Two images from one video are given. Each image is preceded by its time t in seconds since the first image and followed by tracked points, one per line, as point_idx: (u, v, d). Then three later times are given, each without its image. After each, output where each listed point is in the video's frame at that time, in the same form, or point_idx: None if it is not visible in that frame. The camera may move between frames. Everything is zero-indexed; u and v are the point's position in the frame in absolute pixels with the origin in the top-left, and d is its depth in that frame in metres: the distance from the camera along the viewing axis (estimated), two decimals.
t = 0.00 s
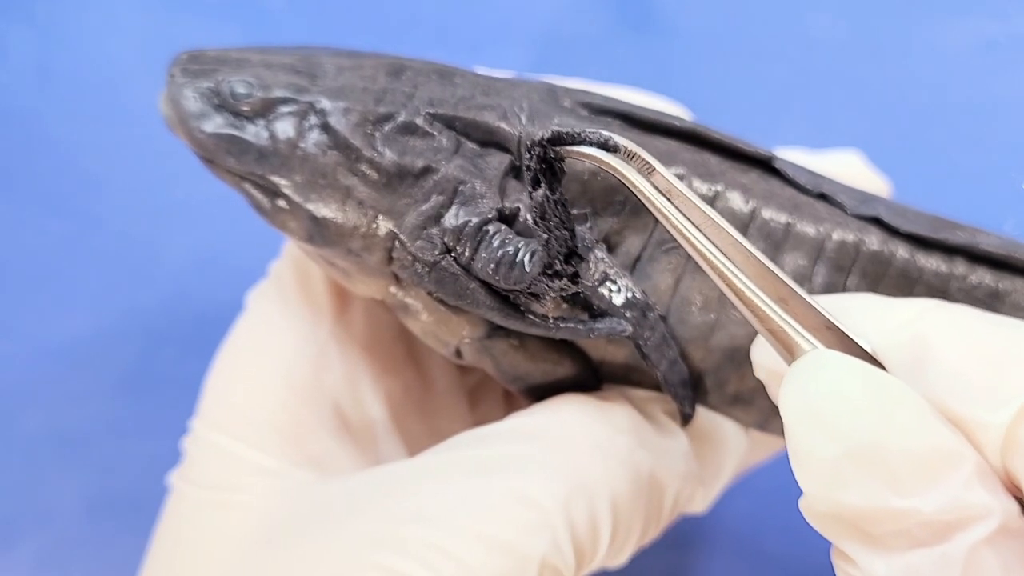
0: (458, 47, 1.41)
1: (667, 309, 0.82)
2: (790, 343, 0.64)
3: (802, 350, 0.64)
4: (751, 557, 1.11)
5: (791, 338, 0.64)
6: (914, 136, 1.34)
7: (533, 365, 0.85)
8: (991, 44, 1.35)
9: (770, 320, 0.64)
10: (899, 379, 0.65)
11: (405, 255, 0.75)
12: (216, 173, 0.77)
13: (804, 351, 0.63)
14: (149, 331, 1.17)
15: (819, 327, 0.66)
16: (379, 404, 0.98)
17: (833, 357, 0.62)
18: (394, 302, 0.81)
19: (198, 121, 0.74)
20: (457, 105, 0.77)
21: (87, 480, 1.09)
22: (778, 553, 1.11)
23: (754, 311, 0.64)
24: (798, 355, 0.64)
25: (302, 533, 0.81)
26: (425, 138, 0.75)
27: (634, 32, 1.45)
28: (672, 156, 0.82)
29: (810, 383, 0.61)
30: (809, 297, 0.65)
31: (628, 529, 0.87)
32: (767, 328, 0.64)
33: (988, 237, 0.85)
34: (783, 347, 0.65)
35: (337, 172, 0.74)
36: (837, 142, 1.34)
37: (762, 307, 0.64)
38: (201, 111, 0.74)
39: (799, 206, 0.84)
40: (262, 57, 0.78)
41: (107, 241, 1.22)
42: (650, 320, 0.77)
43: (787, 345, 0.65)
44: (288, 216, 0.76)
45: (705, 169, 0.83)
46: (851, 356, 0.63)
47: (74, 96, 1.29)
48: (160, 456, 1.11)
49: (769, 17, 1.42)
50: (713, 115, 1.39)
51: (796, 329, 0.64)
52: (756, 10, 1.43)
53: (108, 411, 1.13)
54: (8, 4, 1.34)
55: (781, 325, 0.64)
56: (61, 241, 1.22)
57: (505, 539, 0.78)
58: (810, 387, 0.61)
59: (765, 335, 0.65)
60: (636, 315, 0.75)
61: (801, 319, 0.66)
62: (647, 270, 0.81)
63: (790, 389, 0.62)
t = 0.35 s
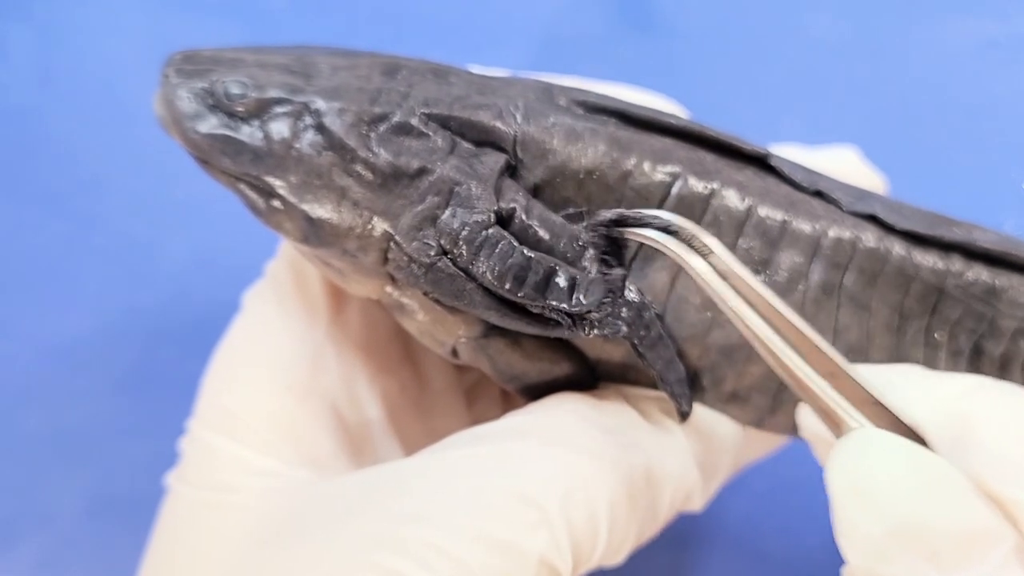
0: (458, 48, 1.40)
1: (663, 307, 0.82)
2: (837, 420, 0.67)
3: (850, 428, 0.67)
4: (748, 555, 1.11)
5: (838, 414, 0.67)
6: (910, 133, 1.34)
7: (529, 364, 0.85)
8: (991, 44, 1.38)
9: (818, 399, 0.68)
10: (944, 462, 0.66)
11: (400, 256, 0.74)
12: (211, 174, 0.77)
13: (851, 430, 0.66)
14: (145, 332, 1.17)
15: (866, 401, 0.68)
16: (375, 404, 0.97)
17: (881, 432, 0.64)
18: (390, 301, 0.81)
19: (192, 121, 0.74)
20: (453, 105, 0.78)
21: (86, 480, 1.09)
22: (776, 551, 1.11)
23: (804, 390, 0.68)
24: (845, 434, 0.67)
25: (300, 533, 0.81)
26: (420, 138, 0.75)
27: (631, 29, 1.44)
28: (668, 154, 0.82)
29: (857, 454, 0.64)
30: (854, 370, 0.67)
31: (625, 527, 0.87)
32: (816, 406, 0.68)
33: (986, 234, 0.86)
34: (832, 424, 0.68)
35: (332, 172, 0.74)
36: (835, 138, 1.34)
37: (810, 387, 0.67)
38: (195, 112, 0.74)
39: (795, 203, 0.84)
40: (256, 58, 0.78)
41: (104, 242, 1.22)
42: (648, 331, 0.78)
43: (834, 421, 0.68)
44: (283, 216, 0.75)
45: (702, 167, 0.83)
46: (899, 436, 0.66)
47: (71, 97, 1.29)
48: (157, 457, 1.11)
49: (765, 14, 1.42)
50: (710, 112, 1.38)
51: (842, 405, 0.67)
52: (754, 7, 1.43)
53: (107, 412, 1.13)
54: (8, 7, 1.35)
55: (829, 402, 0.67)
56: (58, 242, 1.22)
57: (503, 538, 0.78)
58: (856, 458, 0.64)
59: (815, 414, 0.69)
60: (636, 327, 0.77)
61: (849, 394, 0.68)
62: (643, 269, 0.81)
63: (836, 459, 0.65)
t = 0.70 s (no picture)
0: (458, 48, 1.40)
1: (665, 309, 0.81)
2: (883, 500, 0.71)
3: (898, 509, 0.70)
4: (751, 556, 1.11)
5: (884, 496, 0.71)
6: (913, 132, 1.34)
7: (531, 365, 0.84)
8: (994, 42, 1.37)
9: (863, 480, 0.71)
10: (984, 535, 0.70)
11: (401, 257, 0.74)
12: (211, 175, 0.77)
13: (897, 511, 0.70)
14: (147, 332, 1.17)
15: (919, 472, 0.74)
16: (376, 405, 0.97)
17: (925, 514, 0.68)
18: (391, 302, 0.81)
19: (192, 122, 0.73)
20: (453, 105, 0.77)
21: (87, 480, 1.09)
22: (779, 552, 1.11)
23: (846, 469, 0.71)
24: (893, 515, 0.70)
25: (299, 534, 0.81)
26: (421, 139, 0.75)
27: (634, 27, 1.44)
28: (670, 154, 0.82)
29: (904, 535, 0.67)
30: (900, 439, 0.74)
31: (628, 529, 0.87)
32: (861, 487, 0.71)
33: (989, 233, 0.87)
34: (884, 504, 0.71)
35: (332, 173, 0.74)
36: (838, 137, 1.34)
37: (851, 464, 0.71)
38: (195, 112, 0.74)
39: (798, 203, 0.83)
40: (256, 57, 0.77)
41: (106, 241, 1.22)
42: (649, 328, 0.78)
43: (881, 502, 0.71)
44: (283, 217, 0.75)
45: (703, 167, 0.82)
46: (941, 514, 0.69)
47: (72, 97, 1.29)
48: (159, 457, 1.11)
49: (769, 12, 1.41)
50: (713, 110, 1.38)
51: (886, 488, 0.71)
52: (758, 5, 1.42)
53: (109, 412, 1.13)
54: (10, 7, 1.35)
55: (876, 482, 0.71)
56: (59, 241, 1.21)
57: (503, 539, 0.79)
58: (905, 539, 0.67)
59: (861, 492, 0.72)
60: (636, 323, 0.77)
61: (902, 466, 0.74)
62: (644, 269, 0.81)
63: (885, 543, 0.68)
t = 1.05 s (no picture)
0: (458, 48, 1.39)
1: (670, 311, 0.81)
2: None
3: None
4: (752, 556, 1.11)
5: None
6: (914, 133, 1.34)
7: (536, 366, 0.84)
8: (993, 44, 1.37)
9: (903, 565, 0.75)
10: None
11: (406, 259, 0.74)
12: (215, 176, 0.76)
13: None
14: (148, 332, 1.17)
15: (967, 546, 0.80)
16: (380, 405, 0.97)
17: None
18: (396, 303, 0.81)
19: (196, 123, 0.73)
20: (459, 106, 0.77)
21: (87, 481, 1.09)
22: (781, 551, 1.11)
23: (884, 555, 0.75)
24: None
25: (303, 535, 0.81)
26: (426, 141, 0.75)
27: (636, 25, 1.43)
28: (675, 156, 0.81)
29: None
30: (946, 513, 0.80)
31: (632, 529, 0.87)
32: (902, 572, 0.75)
33: (991, 234, 0.88)
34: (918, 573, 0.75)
35: (338, 175, 0.73)
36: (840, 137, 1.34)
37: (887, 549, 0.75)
38: (199, 114, 0.73)
39: (802, 204, 0.83)
40: (260, 58, 0.77)
41: (107, 241, 1.21)
42: (651, 321, 0.74)
43: None
44: (288, 219, 0.75)
45: (708, 168, 0.82)
46: None
47: (72, 96, 1.29)
48: (161, 457, 1.11)
49: (770, 11, 1.41)
50: (715, 109, 1.38)
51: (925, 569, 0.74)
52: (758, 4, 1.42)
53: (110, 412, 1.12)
54: (8, 6, 1.34)
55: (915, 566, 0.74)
56: (60, 240, 1.21)
57: (507, 539, 0.79)
58: None
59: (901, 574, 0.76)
60: (639, 318, 0.74)
61: (949, 538, 0.80)
62: (650, 271, 0.80)
63: None
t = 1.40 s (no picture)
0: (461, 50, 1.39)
1: (679, 315, 0.81)
2: None
3: None
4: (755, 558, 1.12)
5: None
6: (918, 136, 1.34)
7: (544, 369, 0.84)
8: (992, 43, 1.37)
9: None
10: None
11: (418, 262, 0.74)
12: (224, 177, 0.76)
13: None
14: (151, 330, 1.17)
15: None
16: (387, 406, 0.97)
17: None
18: (405, 305, 0.81)
19: (208, 124, 0.73)
20: (470, 109, 0.77)
21: (88, 480, 1.09)
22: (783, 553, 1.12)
23: None
24: None
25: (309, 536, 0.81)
26: (438, 143, 0.75)
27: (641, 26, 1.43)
28: (686, 160, 0.81)
29: None
30: None
31: (639, 532, 0.87)
32: None
33: (997, 239, 0.88)
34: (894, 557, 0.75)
35: (349, 178, 0.73)
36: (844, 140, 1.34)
37: None
38: (210, 114, 0.73)
39: (811, 209, 0.83)
40: (271, 58, 0.76)
41: (111, 238, 1.21)
42: (662, 322, 0.75)
43: None
44: (298, 221, 0.74)
45: (718, 173, 0.82)
46: None
47: (76, 93, 1.28)
48: (164, 456, 1.11)
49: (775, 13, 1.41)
50: (720, 110, 1.38)
51: None
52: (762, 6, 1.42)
53: (112, 411, 1.12)
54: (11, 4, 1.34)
55: None
56: (63, 238, 1.21)
57: (515, 542, 0.79)
58: None
59: None
60: (649, 320, 0.75)
61: None
62: (659, 274, 0.80)
63: None
